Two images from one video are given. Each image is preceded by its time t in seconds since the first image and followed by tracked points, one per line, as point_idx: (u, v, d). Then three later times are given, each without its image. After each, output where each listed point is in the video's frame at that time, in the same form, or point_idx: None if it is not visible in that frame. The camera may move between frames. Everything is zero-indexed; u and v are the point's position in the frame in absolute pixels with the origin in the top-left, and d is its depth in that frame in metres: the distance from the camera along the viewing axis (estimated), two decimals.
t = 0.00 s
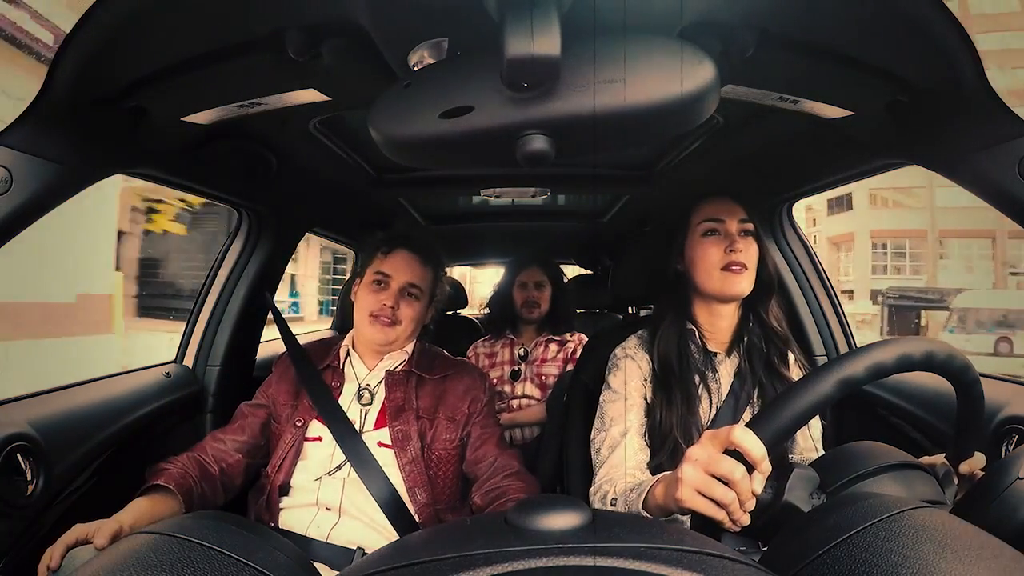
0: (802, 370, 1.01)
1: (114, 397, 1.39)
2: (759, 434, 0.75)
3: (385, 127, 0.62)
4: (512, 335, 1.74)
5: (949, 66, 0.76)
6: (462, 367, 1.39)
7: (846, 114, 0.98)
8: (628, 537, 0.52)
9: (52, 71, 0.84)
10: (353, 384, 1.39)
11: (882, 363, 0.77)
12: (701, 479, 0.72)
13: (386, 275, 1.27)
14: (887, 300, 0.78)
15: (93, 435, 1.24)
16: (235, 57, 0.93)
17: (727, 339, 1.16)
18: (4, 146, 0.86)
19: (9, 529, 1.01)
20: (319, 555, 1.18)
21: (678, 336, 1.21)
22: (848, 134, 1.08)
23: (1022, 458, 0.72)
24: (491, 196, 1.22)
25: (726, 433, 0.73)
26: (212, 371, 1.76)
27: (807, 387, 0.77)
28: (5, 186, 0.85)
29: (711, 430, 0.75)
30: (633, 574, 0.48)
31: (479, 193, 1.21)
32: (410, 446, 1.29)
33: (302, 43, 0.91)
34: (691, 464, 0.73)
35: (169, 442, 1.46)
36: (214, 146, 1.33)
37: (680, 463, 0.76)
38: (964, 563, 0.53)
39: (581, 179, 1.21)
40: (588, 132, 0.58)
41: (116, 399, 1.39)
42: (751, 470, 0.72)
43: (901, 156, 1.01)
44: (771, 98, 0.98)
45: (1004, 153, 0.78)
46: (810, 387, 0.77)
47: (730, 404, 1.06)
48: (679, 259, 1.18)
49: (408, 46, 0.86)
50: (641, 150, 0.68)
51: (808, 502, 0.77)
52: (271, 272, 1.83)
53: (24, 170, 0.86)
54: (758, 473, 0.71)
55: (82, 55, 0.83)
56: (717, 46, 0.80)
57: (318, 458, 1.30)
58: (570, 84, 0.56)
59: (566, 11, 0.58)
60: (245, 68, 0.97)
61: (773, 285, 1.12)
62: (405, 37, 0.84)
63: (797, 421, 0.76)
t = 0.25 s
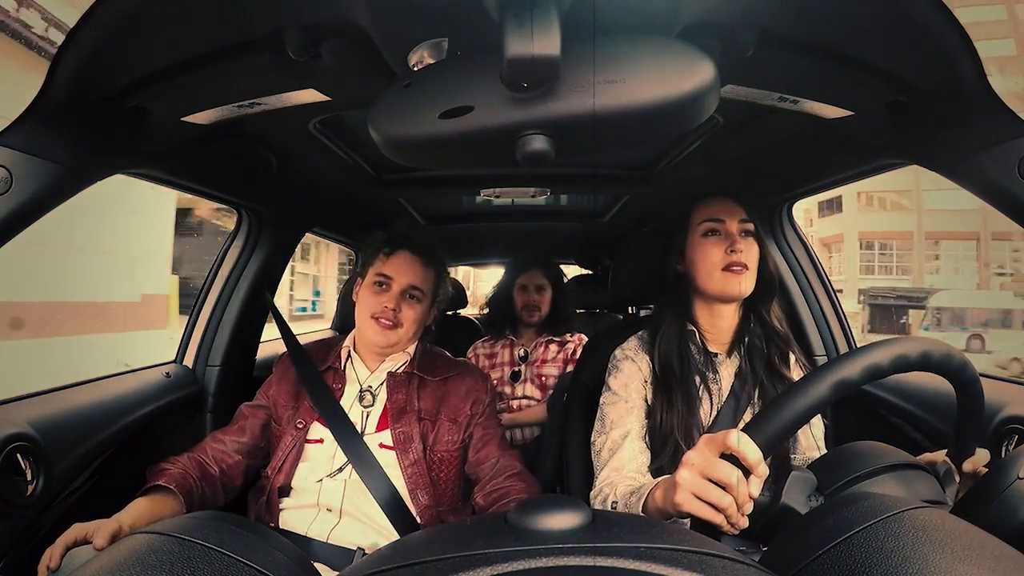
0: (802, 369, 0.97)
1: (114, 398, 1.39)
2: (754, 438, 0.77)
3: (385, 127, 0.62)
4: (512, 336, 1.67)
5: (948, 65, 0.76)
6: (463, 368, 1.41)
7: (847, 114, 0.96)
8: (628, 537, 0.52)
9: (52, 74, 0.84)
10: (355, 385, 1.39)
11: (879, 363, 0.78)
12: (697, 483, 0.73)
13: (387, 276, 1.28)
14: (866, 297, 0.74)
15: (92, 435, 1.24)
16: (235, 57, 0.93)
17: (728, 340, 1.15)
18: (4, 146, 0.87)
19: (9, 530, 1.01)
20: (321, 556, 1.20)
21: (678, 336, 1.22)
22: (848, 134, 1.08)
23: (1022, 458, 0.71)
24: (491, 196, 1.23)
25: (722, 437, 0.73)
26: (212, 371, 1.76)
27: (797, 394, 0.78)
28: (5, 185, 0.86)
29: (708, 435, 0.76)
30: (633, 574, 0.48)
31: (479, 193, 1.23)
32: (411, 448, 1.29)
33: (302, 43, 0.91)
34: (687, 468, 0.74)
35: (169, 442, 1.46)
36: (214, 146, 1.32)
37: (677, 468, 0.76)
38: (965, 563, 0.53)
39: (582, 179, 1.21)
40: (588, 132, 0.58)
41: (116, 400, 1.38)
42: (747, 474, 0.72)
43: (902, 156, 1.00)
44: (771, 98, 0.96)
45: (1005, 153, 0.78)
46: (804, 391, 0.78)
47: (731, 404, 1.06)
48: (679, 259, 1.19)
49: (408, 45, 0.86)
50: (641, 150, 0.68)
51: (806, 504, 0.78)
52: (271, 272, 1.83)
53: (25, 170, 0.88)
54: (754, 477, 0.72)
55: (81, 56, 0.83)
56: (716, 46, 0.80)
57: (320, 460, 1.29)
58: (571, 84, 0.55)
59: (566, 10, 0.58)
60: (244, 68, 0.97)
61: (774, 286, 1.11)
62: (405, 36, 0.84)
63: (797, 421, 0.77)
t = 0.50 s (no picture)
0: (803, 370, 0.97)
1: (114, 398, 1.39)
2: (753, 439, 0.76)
3: (385, 126, 0.62)
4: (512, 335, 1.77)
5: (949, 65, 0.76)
6: (462, 369, 1.42)
7: (847, 114, 0.96)
8: (628, 537, 0.52)
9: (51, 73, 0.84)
10: (355, 386, 1.41)
11: (879, 364, 0.78)
12: (697, 484, 0.73)
13: (387, 277, 1.33)
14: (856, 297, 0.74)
15: (92, 435, 1.23)
16: (235, 57, 0.93)
17: (729, 340, 1.17)
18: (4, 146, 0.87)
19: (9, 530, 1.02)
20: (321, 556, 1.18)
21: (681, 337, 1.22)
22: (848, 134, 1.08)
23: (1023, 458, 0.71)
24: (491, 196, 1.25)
25: (721, 437, 0.73)
26: (212, 372, 1.76)
27: (797, 395, 0.78)
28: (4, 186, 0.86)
29: (708, 435, 0.76)
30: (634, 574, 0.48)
31: (480, 193, 1.24)
32: (411, 448, 1.30)
33: (302, 43, 0.91)
34: (687, 469, 0.74)
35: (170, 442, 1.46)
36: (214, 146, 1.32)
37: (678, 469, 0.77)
38: (965, 563, 0.53)
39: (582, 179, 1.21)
40: (587, 132, 0.58)
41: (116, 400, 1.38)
42: (746, 474, 0.72)
43: (902, 156, 1.00)
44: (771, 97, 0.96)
45: (1004, 153, 0.78)
46: (801, 394, 0.78)
47: (732, 404, 1.05)
48: (676, 266, 1.22)
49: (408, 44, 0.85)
50: (641, 150, 0.68)
51: (805, 504, 0.78)
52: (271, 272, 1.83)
53: (25, 170, 0.87)
54: (754, 478, 0.71)
55: (80, 56, 0.82)
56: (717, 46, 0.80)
57: (320, 460, 1.30)
58: (571, 84, 0.55)
59: (566, 10, 0.58)
60: (244, 68, 0.97)
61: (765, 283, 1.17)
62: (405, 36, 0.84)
63: (798, 421, 0.77)
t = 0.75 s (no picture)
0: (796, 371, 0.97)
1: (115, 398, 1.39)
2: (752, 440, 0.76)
3: (385, 127, 0.62)
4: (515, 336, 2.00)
5: (950, 65, 0.76)
6: (463, 370, 1.41)
7: (846, 114, 0.98)
8: (628, 537, 0.52)
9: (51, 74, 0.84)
10: (356, 387, 1.41)
11: (877, 364, 0.78)
12: (696, 485, 0.73)
13: (387, 278, 1.38)
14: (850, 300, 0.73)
15: (92, 435, 1.23)
16: (235, 58, 0.93)
17: (728, 339, 1.18)
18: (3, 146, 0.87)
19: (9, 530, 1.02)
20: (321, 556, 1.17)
21: (680, 335, 1.22)
22: (848, 135, 1.08)
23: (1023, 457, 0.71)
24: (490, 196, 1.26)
25: (720, 439, 0.73)
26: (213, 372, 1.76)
27: (795, 397, 0.78)
28: (5, 186, 0.86)
29: (708, 435, 0.75)
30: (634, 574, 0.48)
31: (480, 193, 1.26)
32: (411, 449, 1.30)
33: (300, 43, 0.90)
34: (687, 470, 0.74)
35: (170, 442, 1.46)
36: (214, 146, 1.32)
37: (678, 469, 0.77)
38: (964, 564, 0.53)
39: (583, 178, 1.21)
40: (588, 132, 0.58)
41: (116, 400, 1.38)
42: (746, 475, 0.72)
43: (902, 155, 1.00)
44: (771, 98, 0.97)
45: (1005, 153, 0.77)
46: (799, 397, 0.78)
47: (732, 404, 1.05)
48: (674, 265, 1.22)
49: (409, 43, 0.86)
50: (642, 150, 0.68)
51: (804, 506, 0.79)
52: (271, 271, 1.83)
53: (26, 170, 0.88)
54: (753, 478, 0.71)
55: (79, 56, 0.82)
56: (717, 47, 0.80)
57: (321, 461, 1.29)
58: (571, 84, 0.55)
59: (566, 11, 0.57)
60: (244, 67, 0.97)
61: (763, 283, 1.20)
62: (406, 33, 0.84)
63: (797, 421, 0.77)
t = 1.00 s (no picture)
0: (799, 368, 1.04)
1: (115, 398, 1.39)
2: (750, 440, 0.76)
3: (385, 127, 0.62)
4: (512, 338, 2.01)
5: (951, 65, 0.76)
6: (462, 370, 1.41)
7: (846, 114, 0.98)
8: (628, 537, 0.52)
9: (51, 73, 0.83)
10: (354, 388, 1.42)
11: (875, 364, 0.78)
12: (696, 486, 0.73)
13: (367, 272, 1.33)
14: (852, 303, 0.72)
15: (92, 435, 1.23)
16: (234, 58, 0.93)
17: (725, 339, 1.19)
18: (4, 146, 0.86)
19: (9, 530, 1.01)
20: (321, 556, 1.17)
21: (676, 336, 1.21)
22: (848, 135, 1.08)
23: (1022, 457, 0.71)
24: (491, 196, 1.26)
25: (719, 439, 0.73)
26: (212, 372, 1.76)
27: (793, 397, 0.78)
28: (5, 186, 0.86)
29: (707, 436, 0.75)
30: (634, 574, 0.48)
31: (480, 193, 1.26)
32: (411, 448, 1.30)
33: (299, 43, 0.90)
34: (686, 471, 0.74)
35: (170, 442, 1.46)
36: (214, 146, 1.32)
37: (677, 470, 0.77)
38: (965, 564, 0.53)
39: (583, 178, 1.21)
40: (588, 132, 0.58)
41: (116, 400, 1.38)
42: (744, 476, 0.72)
43: (902, 155, 1.01)
44: (771, 98, 0.97)
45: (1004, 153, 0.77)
46: (796, 398, 0.78)
47: (728, 404, 1.05)
48: (672, 265, 1.22)
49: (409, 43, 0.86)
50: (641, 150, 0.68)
51: (803, 506, 0.80)
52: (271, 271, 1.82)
53: (25, 169, 0.87)
54: (752, 479, 0.72)
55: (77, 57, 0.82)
56: (716, 46, 0.79)
57: (321, 461, 1.30)
58: (570, 84, 0.55)
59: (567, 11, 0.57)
60: (244, 67, 0.97)
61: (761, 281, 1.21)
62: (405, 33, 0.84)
63: (795, 421, 0.77)
